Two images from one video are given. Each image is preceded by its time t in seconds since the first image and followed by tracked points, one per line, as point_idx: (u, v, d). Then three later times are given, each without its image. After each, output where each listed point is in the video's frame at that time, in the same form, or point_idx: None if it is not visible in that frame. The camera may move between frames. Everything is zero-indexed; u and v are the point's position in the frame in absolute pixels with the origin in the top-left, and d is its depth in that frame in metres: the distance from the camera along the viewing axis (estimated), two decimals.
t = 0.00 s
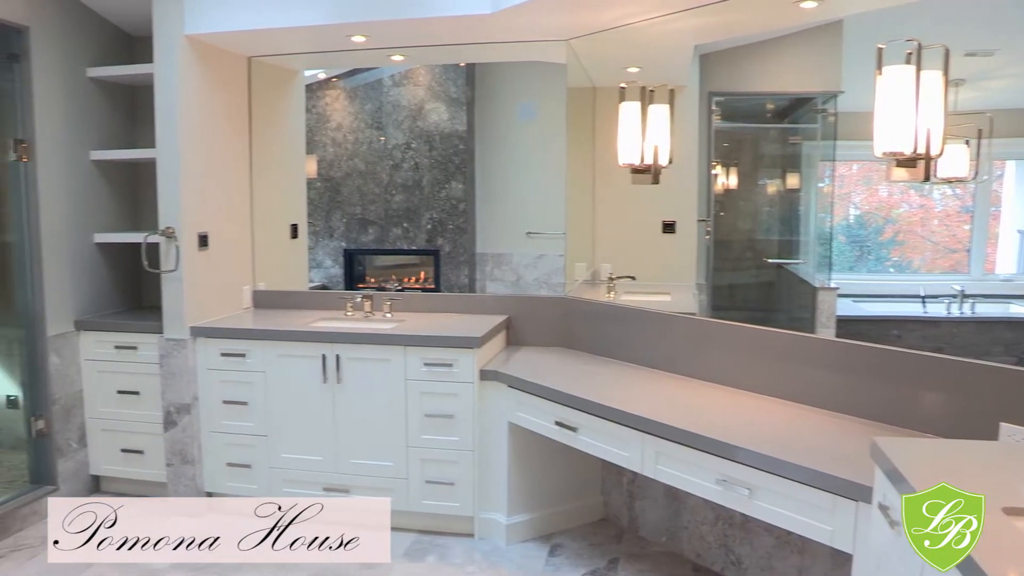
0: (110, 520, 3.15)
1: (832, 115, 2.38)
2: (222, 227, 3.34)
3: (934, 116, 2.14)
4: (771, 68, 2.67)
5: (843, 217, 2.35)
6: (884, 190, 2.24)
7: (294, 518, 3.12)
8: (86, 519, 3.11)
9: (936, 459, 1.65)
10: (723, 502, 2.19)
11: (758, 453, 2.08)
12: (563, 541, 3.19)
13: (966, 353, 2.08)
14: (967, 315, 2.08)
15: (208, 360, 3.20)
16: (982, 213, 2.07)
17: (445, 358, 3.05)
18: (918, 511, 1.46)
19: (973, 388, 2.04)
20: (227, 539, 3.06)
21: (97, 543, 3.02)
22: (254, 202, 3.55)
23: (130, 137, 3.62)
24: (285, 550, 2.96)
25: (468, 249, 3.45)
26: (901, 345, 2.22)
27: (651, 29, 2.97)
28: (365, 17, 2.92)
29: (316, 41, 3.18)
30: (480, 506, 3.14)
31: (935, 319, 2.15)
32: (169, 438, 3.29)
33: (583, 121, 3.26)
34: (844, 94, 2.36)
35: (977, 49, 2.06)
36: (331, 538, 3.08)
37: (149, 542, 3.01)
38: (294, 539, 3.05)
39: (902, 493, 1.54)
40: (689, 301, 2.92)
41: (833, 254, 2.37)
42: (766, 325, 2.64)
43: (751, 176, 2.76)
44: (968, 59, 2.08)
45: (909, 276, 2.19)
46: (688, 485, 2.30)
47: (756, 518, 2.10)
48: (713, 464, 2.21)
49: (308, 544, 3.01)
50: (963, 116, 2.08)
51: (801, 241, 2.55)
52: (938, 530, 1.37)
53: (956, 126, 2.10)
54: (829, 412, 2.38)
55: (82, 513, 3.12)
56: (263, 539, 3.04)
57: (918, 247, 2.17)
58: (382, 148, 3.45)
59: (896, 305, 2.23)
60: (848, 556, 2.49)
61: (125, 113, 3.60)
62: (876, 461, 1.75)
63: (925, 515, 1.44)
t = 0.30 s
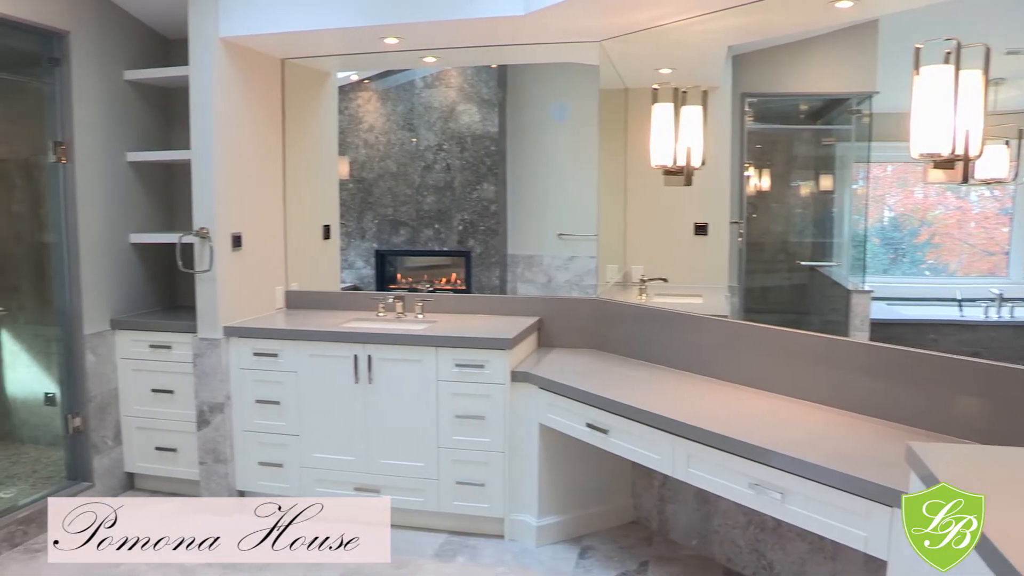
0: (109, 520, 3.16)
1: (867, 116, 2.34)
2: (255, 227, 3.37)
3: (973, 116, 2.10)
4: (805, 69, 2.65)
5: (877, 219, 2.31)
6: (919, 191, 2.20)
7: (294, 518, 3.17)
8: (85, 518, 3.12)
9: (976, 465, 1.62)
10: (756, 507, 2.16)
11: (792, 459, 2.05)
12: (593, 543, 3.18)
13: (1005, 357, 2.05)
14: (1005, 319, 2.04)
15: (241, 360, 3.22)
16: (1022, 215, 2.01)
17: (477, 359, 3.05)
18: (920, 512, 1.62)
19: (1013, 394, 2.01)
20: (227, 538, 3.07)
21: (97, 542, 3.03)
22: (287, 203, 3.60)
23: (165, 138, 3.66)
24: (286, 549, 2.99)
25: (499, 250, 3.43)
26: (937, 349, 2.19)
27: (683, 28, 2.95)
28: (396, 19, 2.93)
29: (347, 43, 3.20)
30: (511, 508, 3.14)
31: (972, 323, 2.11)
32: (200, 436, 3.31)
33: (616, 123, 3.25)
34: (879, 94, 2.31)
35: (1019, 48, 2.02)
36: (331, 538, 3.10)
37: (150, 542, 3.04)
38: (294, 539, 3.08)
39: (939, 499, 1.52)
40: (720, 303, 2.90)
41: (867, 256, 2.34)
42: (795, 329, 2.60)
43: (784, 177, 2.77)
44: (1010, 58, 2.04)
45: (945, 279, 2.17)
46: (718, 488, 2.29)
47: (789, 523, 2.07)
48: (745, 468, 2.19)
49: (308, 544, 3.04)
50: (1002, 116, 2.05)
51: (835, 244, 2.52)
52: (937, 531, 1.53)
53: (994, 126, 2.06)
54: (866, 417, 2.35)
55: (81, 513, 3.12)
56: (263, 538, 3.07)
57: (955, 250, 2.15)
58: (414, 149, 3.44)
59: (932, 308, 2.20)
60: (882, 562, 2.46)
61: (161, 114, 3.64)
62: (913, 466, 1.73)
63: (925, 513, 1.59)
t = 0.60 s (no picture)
0: (110, 520, 3.21)
1: (902, 115, 2.28)
2: (288, 227, 3.38)
3: (1014, 116, 2.09)
4: (839, 68, 2.56)
5: (911, 219, 2.24)
6: (955, 192, 2.16)
7: (293, 519, 3.24)
8: (85, 518, 3.14)
9: (1015, 471, 1.59)
10: (789, 510, 2.13)
11: (824, 461, 2.02)
12: (623, 545, 3.17)
13: None
14: None
15: (274, 359, 3.23)
16: None
17: (508, 359, 3.05)
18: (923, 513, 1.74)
19: None
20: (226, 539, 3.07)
21: (97, 542, 3.07)
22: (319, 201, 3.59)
23: (199, 137, 3.69)
24: (285, 549, 3.00)
25: (530, 250, 3.45)
26: (974, 353, 2.16)
27: (714, 28, 2.93)
28: (425, 21, 2.94)
29: (377, 44, 3.21)
30: (542, 508, 3.13)
31: (1011, 326, 2.08)
32: (233, 434, 3.32)
33: (649, 125, 3.24)
34: (915, 94, 2.26)
35: None
36: (331, 538, 3.10)
37: (149, 542, 3.04)
38: (295, 539, 3.09)
39: (977, 506, 1.50)
40: (754, 304, 2.86)
41: (901, 258, 2.27)
42: (829, 330, 2.59)
43: (818, 177, 2.64)
44: None
45: (982, 282, 2.09)
46: (754, 492, 2.24)
47: (823, 527, 2.04)
48: (779, 470, 2.16)
49: (308, 544, 3.04)
50: None
51: (869, 245, 2.42)
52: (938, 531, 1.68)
53: None
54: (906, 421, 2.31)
55: (82, 513, 3.14)
56: (263, 538, 3.09)
57: (992, 251, 2.08)
58: (445, 149, 3.49)
59: (969, 311, 2.15)
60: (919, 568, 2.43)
61: (195, 115, 3.67)
62: (950, 471, 1.70)
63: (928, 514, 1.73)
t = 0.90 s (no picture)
0: (110, 520, 3.14)
1: (942, 118, 2.35)
2: (322, 230, 3.39)
3: None
4: (880, 72, 2.64)
5: (951, 225, 2.32)
6: (995, 197, 2.18)
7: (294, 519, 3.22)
8: (85, 518, 3.06)
9: None
10: (825, 519, 2.07)
11: (860, 469, 1.97)
12: (655, 551, 3.15)
13: None
14: None
15: (308, 361, 3.24)
16: None
17: (542, 364, 3.04)
18: (919, 512, 1.83)
19: None
20: (226, 539, 3.10)
21: (97, 542, 3.05)
22: (354, 205, 3.64)
23: (236, 142, 3.73)
24: (286, 549, 3.00)
25: (563, 255, 3.42)
26: (1013, 361, 2.07)
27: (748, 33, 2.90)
28: (457, 26, 2.95)
29: (409, 49, 3.22)
30: (574, 513, 3.13)
31: None
32: (267, 437, 3.34)
33: (681, 129, 3.25)
34: (955, 97, 2.31)
35: None
36: (331, 538, 3.12)
37: (149, 542, 3.03)
38: (295, 539, 3.09)
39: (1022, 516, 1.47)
40: (788, 310, 2.84)
41: (941, 262, 2.35)
42: (864, 336, 2.49)
43: (854, 184, 2.77)
44: None
45: None
46: (787, 499, 2.20)
47: (862, 537, 1.98)
48: (814, 478, 2.10)
49: (308, 544, 3.05)
50: None
51: (906, 250, 2.54)
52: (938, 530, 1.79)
53: None
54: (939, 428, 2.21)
55: (82, 513, 3.06)
56: (263, 538, 3.10)
57: None
58: (479, 154, 3.47)
59: (1012, 318, 2.12)
60: None
61: (230, 119, 3.70)
62: (994, 480, 1.67)
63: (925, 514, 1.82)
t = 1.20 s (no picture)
0: (109, 520, 3.08)
1: (994, 122, 2.29)
2: (367, 235, 3.43)
3: None
4: (929, 74, 2.59)
5: (1002, 231, 2.21)
6: None
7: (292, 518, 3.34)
8: (85, 519, 2.96)
9: None
10: (871, 530, 2.01)
11: (903, 478, 1.92)
12: (698, 560, 3.12)
13: None
14: None
15: (352, 365, 3.26)
16: None
17: (585, 370, 3.03)
18: (919, 512, 1.90)
19: None
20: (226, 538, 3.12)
21: (98, 542, 3.01)
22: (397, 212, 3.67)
23: (282, 148, 3.74)
24: (285, 549, 3.06)
25: (606, 261, 3.41)
26: None
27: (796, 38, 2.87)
28: (499, 32, 2.96)
29: (453, 55, 3.23)
30: (615, 521, 3.11)
31: None
32: (310, 439, 3.37)
33: (726, 134, 3.23)
34: (1009, 100, 2.24)
35: None
36: (331, 538, 3.15)
37: (149, 542, 3.08)
38: (295, 539, 3.15)
39: None
40: (834, 319, 2.79)
41: (992, 271, 2.24)
42: (914, 344, 2.45)
43: (901, 189, 2.67)
44: None
45: None
46: (840, 510, 2.12)
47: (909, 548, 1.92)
48: (859, 488, 2.05)
49: (308, 545, 3.09)
50: None
51: (955, 256, 2.43)
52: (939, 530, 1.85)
53: None
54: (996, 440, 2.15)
55: (81, 513, 2.94)
56: (263, 538, 3.17)
57: None
58: (522, 159, 3.49)
59: None
60: None
61: (277, 125, 3.72)
62: None
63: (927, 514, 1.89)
